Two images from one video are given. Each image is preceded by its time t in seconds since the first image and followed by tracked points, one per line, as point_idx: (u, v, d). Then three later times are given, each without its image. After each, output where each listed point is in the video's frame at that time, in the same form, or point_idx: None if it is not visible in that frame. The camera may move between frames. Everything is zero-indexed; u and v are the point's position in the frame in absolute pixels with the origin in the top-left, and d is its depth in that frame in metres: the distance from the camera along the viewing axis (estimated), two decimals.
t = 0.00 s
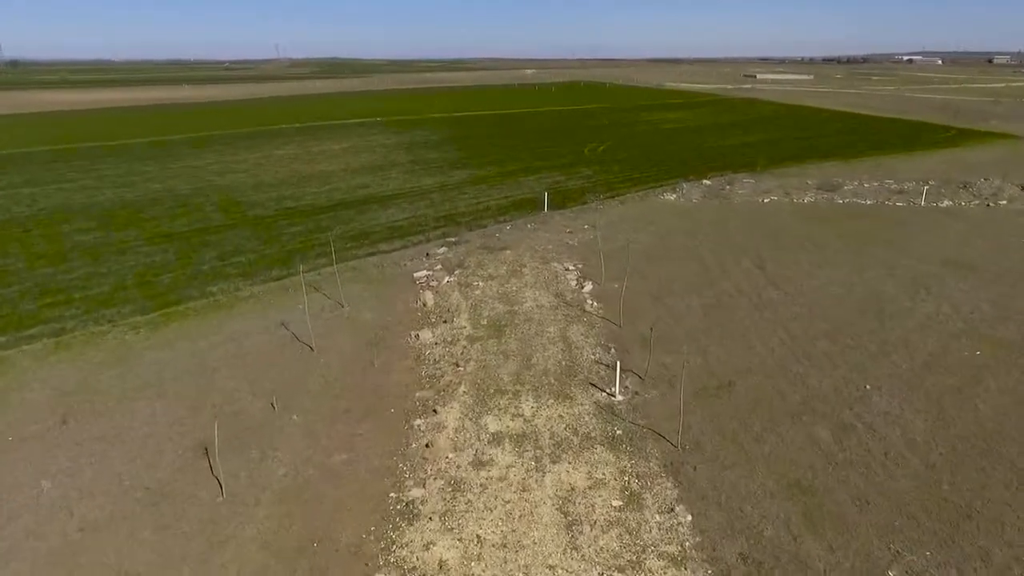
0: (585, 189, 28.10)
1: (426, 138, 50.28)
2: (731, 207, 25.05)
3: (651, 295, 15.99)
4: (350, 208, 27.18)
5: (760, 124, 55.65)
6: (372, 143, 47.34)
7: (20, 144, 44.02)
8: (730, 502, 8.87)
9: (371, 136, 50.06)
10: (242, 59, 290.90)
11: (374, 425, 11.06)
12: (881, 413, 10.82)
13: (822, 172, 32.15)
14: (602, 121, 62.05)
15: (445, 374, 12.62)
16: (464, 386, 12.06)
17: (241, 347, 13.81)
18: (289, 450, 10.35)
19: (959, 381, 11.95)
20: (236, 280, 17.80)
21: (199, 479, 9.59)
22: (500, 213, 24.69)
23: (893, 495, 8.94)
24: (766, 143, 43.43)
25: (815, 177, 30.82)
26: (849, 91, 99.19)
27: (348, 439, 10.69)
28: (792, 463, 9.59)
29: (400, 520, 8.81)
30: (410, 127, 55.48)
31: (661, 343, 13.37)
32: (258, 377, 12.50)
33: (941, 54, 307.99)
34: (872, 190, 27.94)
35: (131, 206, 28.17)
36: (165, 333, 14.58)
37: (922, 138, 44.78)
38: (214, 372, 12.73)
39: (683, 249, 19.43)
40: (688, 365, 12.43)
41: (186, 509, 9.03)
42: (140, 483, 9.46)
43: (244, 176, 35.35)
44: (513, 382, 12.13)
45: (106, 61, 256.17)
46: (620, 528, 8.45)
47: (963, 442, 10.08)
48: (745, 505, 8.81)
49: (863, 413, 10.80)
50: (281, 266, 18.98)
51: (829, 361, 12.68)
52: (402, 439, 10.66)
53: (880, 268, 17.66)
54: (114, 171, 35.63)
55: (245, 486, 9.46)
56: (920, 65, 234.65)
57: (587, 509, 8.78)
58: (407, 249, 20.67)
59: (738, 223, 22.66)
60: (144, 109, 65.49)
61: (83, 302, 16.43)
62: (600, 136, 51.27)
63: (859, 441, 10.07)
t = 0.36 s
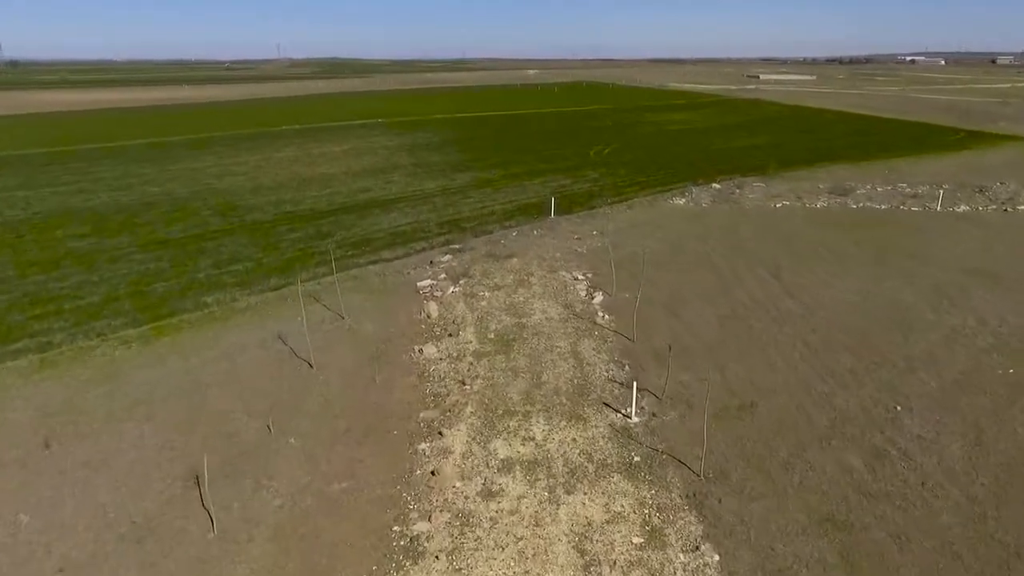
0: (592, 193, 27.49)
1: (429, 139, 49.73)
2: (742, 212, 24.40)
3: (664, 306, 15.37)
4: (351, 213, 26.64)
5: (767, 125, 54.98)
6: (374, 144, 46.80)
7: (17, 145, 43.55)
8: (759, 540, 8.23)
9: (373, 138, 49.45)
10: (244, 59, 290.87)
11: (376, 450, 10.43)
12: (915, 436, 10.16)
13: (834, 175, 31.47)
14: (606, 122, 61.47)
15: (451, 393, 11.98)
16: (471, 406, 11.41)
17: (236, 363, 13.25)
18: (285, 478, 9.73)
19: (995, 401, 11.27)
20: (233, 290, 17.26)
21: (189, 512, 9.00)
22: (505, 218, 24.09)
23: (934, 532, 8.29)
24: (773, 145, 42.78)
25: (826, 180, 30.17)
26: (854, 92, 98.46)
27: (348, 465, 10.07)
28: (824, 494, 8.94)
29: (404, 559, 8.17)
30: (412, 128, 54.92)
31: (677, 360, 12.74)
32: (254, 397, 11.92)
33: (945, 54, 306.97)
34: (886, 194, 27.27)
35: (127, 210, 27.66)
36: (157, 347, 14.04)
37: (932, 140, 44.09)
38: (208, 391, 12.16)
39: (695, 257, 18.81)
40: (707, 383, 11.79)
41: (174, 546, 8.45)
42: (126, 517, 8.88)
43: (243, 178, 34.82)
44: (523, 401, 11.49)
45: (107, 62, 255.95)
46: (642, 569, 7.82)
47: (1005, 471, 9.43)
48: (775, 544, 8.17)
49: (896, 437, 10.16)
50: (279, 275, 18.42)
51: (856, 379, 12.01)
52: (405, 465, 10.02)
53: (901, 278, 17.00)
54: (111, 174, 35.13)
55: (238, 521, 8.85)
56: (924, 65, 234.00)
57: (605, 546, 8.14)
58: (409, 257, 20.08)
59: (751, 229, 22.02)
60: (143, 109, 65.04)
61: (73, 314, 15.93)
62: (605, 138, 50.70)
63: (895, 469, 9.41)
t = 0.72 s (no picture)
0: (600, 198, 26.80)
1: (431, 141, 49.08)
2: (755, 218, 23.71)
3: (682, 318, 14.66)
4: (353, 219, 25.97)
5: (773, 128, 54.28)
6: (376, 146, 46.14)
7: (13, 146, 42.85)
8: None
9: (374, 139, 48.76)
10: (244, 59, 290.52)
11: (380, 480, 9.73)
12: (961, 467, 9.43)
13: (846, 179, 30.73)
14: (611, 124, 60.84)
15: (461, 416, 11.27)
16: (483, 431, 10.69)
17: (232, 380, 12.53)
18: (283, 513, 9.01)
19: None
20: (230, 300, 16.58)
21: (179, 553, 8.29)
22: (512, 224, 23.39)
23: None
24: (782, 148, 42.11)
25: (839, 184, 29.47)
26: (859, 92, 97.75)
27: (351, 497, 9.36)
28: (869, 535, 8.21)
29: None
30: (414, 129, 54.26)
31: (698, 378, 12.03)
32: (251, 418, 11.21)
33: (947, 55, 306.13)
34: (902, 198, 26.55)
35: (123, 214, 26.98)
36: (149, 363, 13.34)
37: (944, 142, 43.36)
38: (202, 412, 11.45)
39: (711, 266, 18.08)
40: (733, 406, 11.07)
41: None
42: (111, 560, 8.19)
43: (243, 181, 34.14)
44: (537, 426, 10.77)
45: (106, 62, 254.42)
46: None
47: None
48: None
49: (941, 468, 9.45)
50: (279, 284, 17.73)
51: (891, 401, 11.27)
52: (413, 499, 9.30)
53: (928, 288, 16.26)
54: (108, 176, 34.45)
55: (232, 563, 8.14)
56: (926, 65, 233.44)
57: None
58: (413, 265, 19.38)
59: (765, 236, 21.32)
60: (142, 109, 64.34)
61: (63, 326, 15.23)
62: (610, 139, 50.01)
63: (944, 505, 8.68)
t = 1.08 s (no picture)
0: (609, 202, 26.13)
1: (433, 142, 48.42)
2: (769, 223, 23.02)
3: (702, 332, 13.95)
4: (355, 224, 25.34)
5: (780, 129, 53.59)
6: (377, 147, 45.46)
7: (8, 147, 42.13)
8: None
9: (375, 140, 48.08)
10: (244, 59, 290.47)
11: (388, 514, 9.01)
12: (1017, 504, 8.71)
13: (859, 182, 30.04)
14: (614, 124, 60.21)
15: (472, 441, 10.55)
16: (496, 459, 9.97)
17: (229, 400, 11.83)
18: (281, 555, 8.28)
19: None
20: (228, 312, 15.89)
21: None
22: (519, 231, 22.73)
23: None
24: (790, 150, 41.45)
25: (852, 187, 28.80)
26: (863, 93, 97.07)
27: (355, 535, 8.63)
28: None
29: None
30: (416, 130, 53.61)
31: (724, 399, 11.32)
32: (248, 444, 10.51)
33: (948, 55, 305.43)
34: (919, 202, 25.83)
35: (118, 218, 26.27)
36: (142, 380, 12.65)
37: (954, 143, 42.67)
38: (196, 436, 10.74)
39: (728, 275, 17.38)
40: (763, 431, 10.36)
41: None
42: None
43: (242, 183, 33.44)
44: (554, 453, 10.06)
45: (106, 62, 254.38)
46: None
47: None
48: None
49: (995, 504, 8.75)
50: (278, 295, 17.05)
51: (932, 426, 10.55)
52: (422, 537, 8.56)
53: (958, 300, 15.54)
54: (104, 178, 33.73)
55: None
56: (928, 65, 232.81)
57: None
58: (418, 274, 18.70)
59: (781, 242, 20.61)
60: (140, 109, 63.59)
61: (52, 339, 14.55)
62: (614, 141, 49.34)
63: (1003, 549, 7.95)
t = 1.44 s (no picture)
0: (615, 208, 25.58)
1: (433, 143, 47.86)
2: (780, 228, 22.46)
3: (720, 346, 13.37)
4: (355, 230, 24.78)
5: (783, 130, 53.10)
6: (376, 149, 44.87)
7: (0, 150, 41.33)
8: None
9: (374, 142, 47.44)
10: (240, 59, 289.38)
11: (397, 550, 8.39)
12: None
13: (869, 184, 29.52)
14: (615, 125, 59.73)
15: (484, 467, 9.91)
16: (511, 489, 9.34)
17: (226, 421, 11.20)
18: None
19: None
20: (226, 325, 15.34)
21: None
22: (523, 238, 22.22)
23: None
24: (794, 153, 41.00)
25: (863, 190, 28.29)
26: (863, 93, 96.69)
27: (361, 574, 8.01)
28: None
29: None
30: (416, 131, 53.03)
31: (750, 418, 10.73)
32: (248, 470, 9.90)
33: (945, 54, 305.71)
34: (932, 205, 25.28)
35: (111, 223, 25.57)
36: (134, 399, 12.01)
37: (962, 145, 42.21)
38: (190, 461, 10.10)
39: (743, 283, 16.81)
40: (794, 455, 9.75)
41: None
42: None
43: (239, 187, 32.78)
44: (573, 481, 9.43)
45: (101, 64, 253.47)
46: None
47: None
48: None
49: None
50: (278, 306, 16.49)
51: (971, 449, 9.96)
52: None
53: (984, 310, 14.96)
54: (98, 181, 33.00)
55: None
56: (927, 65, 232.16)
57: None
58: (422, 283, 18.16)
59: (795, 249, 20.05)
60: (135, 110, 62.80)
61: (40, 354, 13.88)
62: (616, 143, 48.88)
63: None
